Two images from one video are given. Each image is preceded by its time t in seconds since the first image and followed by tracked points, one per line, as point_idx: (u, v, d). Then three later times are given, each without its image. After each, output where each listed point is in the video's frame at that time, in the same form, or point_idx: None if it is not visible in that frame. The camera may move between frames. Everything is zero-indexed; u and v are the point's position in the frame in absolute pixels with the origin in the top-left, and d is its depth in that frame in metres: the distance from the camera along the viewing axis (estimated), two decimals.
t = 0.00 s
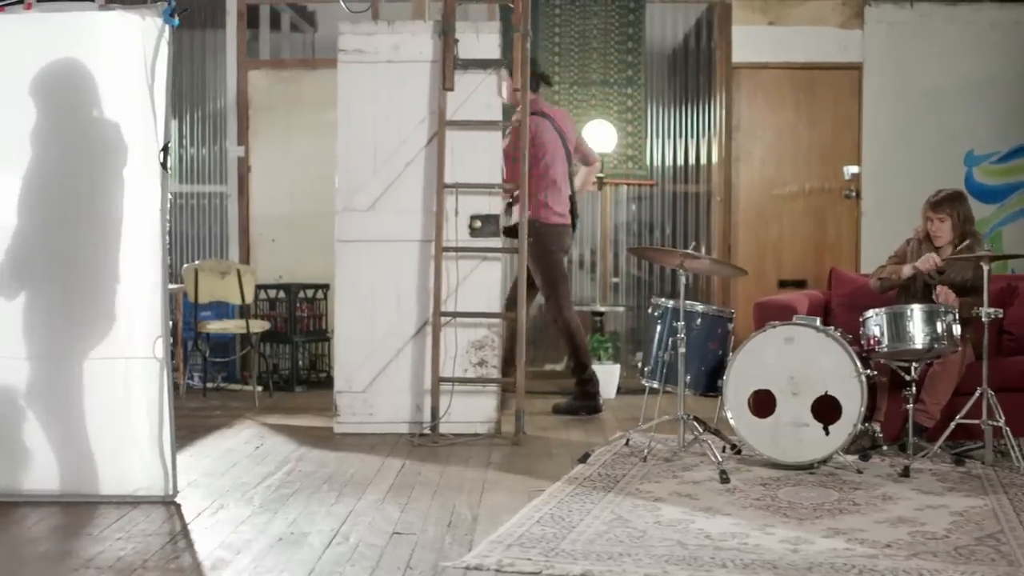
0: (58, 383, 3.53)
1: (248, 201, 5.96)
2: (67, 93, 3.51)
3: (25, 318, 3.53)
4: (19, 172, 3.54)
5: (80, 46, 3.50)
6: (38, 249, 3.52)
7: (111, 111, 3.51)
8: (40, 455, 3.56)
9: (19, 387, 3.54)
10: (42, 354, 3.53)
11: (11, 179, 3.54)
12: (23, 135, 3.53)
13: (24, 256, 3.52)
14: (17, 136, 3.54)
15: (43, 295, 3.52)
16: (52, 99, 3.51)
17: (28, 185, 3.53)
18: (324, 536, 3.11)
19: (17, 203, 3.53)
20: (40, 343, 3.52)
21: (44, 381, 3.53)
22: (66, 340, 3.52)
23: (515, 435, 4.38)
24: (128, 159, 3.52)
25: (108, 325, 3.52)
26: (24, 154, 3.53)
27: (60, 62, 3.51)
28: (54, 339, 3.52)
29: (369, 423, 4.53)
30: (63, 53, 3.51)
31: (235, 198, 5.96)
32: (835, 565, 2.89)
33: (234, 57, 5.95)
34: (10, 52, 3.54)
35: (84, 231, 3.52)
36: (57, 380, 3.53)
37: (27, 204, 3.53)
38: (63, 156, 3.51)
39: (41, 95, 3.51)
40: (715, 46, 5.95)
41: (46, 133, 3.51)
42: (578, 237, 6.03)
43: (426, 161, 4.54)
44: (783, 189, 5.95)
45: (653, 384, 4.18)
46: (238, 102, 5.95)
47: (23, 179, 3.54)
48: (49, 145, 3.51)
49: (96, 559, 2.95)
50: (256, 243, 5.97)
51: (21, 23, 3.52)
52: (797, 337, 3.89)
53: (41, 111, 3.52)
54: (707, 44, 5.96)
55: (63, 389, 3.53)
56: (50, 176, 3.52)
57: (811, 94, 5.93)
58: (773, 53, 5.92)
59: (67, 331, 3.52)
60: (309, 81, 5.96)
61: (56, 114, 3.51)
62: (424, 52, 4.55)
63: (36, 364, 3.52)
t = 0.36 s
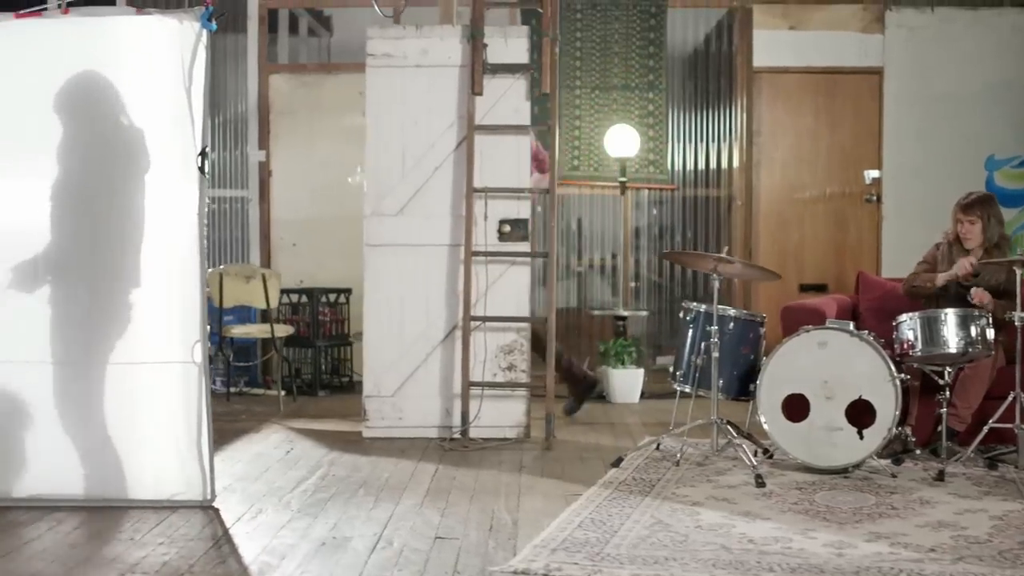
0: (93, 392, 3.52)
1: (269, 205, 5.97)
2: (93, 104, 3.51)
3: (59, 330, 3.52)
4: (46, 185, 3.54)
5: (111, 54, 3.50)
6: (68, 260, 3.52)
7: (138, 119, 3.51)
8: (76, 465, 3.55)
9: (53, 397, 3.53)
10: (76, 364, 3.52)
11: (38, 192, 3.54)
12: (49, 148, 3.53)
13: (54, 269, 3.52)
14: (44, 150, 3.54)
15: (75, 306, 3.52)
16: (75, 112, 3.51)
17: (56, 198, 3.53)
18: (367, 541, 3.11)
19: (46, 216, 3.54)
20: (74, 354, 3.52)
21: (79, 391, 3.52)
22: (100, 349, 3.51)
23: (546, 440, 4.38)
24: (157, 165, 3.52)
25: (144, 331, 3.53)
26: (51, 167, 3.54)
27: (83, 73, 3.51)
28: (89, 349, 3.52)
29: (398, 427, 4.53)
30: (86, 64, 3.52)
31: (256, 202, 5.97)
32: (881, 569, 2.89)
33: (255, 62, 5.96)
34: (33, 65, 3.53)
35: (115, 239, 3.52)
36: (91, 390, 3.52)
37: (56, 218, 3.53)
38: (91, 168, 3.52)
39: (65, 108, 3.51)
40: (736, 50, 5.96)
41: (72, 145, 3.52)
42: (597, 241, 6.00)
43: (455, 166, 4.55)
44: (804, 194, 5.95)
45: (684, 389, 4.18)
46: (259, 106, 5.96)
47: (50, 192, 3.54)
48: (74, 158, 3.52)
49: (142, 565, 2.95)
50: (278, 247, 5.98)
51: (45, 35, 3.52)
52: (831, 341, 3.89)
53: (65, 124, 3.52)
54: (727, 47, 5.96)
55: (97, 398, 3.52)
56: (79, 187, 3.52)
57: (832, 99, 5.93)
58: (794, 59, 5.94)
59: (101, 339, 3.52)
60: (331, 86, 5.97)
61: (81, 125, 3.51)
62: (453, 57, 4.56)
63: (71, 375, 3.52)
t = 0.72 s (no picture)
0: (131, 398, 3.52)
1: (292, 208, 5.98)
2: (127, 108, 3.51)
3: (95, 334, 3.52)
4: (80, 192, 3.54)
5: (145, 56, 3.49)
6: (104, 267, 3.52)
7: (172, 123, 3.51)
8: (115, 472, 3.55)
9: (90, 400, 3.53)
10: (113, 369, 3.52)
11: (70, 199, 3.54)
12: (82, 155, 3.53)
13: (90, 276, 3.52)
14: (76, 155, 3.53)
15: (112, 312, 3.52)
16: (107, 118, 3.51)
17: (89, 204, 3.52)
18: (413, 544, 3.11)
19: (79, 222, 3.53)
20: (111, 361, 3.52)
21: (117, 397, 3.52)
22: (138, 355, 3.51)
23: (578, 443, 4.38)
24: (192, 171, 3.52)
25: (181, 335, 3.53)
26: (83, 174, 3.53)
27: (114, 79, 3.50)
28: (126, 354, 3.52)
29: (429, 430, 4.52)
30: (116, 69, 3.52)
31: (278, 205, 5.91)
32: (930, 572, 2.89)
33: (278, 65, 5.96)
34: (65, 70, 3.53)
35: (150, 245, 3.51)
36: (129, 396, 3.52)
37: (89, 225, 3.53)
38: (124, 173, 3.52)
39: (98, 114, 3.51)
40: (758, 54, 5.93)
41: (105, 153, 3.51)
42: (618, 243, 5.98)
43: (485, 169, 4.55)
44: (826, 198, 5.96)
45: (718, 392, 4.18)
46: (282, 109, 5.96)
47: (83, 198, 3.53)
48: (107, 164, 3.52)
49: (190, 569, 2.95)
50: (300, 250, 5.98)
51: (77, 42, 3.51)
52: (866, 344, 3.89)
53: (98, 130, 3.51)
54: (749, 52, 5.94)
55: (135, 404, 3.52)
56: (114, 193, 3.52)
57: (854, 102, 5.94)
58: (816, 63, 5.94)
59: (139, 344, 3.52)
60: (353, 89, 5.97)
61: (114, 131, 3.51)
62: (483, 60, 4.56)
63: (109, 379, 3.52)
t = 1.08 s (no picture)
0: (169, 398, 3.52)
1: (313, 208, 5.98)
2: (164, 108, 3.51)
3: (133, 335, 3.52)
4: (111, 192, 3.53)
5: (180, 55, 3.48)
6: (137, 268, 3.51)
7: (212, 122, 3.50)
8: (151, 472, 3.55)
9: (128, 401, 3.53)
10: (148, 369, 3.52)
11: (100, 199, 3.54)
12: (114, 156, 3.53)
13: (121, 277, 3.51)
14: (103, 155, 3.53)
15: (146, 312, 3.52)
16: (138, 119, 3.51)
17: (121, 205, 3.52)
18: (459, 544, 3.12)
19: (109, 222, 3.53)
20: (146, 361, 3.52)
21: (155, 397, 3.52)
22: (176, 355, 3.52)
23: (609, 444, 4.38)
24: (229, 171, 3.52)
25: (218, 335, 3.53)
26: (114, 174, 3.53)
27: (144, 79, 3.50)
28: (163, 355, 3.52)
29: (459, 430, 4.52)
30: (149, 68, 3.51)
31: (300, 205, 5.95)
32: (978, 572, 2.90)
33: (300, 65, 5.97)
34: (92, 69, 3.52)
35: (184, 245, 3.51)
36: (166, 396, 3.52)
37: (121, 226, 3.52)
38: (155, 173, 3.52)
39: (132, 115, 3.51)
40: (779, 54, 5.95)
41: (137, 153, 3.51)
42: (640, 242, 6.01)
43: (516, 169, 4.55)
44: (848, 198, 5.97)
45: (750, 393, 4.18)
46: (303, 109, 5.97)
47: (115, 198, 3.53)
48: (138, 164, 3.52)
49: (240, 568, 2.95)
50: (322, 250, 5.98)
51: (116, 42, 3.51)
52: (902, 345, 3.90)
53: (129, 131, 3.51)
54: (771, 53, 5.97)
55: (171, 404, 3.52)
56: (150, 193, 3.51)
57: (876, 103, 5.95)
58: (840, 63, 5.94)
59: (174, 345, 3.52)
60: (375, 88, 5.97)
61: (149, 132, 3.51)
62: (513, 61, 4.56)
63: (147, 379, 3.52)
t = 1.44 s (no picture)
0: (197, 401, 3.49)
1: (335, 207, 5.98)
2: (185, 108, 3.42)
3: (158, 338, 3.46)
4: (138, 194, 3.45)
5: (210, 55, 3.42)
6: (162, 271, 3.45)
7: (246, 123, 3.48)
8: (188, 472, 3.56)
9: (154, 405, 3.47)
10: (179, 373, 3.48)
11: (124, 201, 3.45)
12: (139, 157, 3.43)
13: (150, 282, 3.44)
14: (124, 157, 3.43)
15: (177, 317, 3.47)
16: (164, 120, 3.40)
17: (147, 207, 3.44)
18: (505, 544, 3.12)
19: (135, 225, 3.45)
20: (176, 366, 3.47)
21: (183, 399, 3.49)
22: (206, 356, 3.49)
23: (640, 444, 4.39)
24: (267, 171, 3.53)
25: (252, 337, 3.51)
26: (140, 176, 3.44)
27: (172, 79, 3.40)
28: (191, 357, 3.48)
29: (489, 430, 4.53)
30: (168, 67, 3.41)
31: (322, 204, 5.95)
32: None
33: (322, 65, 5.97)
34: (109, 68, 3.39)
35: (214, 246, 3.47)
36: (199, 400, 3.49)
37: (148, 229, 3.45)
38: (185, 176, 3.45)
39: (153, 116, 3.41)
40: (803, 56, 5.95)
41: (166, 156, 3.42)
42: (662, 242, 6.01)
43: (547, 169, 4.55)
44: (870, 200, 5.97)
45: (784, 393, 4.18)
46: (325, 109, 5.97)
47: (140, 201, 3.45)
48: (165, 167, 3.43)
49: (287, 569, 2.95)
50: (344, 250, 5.98)
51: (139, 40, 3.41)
52: (936, 346, 3.91)
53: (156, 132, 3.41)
54: (793, 54, 5.98)
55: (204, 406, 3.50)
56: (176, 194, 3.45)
57: (899, 104, 5.95)
58: (863, 64, 5.94)
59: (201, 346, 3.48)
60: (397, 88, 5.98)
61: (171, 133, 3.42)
62: (543, 61, 4.57)
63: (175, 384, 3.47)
